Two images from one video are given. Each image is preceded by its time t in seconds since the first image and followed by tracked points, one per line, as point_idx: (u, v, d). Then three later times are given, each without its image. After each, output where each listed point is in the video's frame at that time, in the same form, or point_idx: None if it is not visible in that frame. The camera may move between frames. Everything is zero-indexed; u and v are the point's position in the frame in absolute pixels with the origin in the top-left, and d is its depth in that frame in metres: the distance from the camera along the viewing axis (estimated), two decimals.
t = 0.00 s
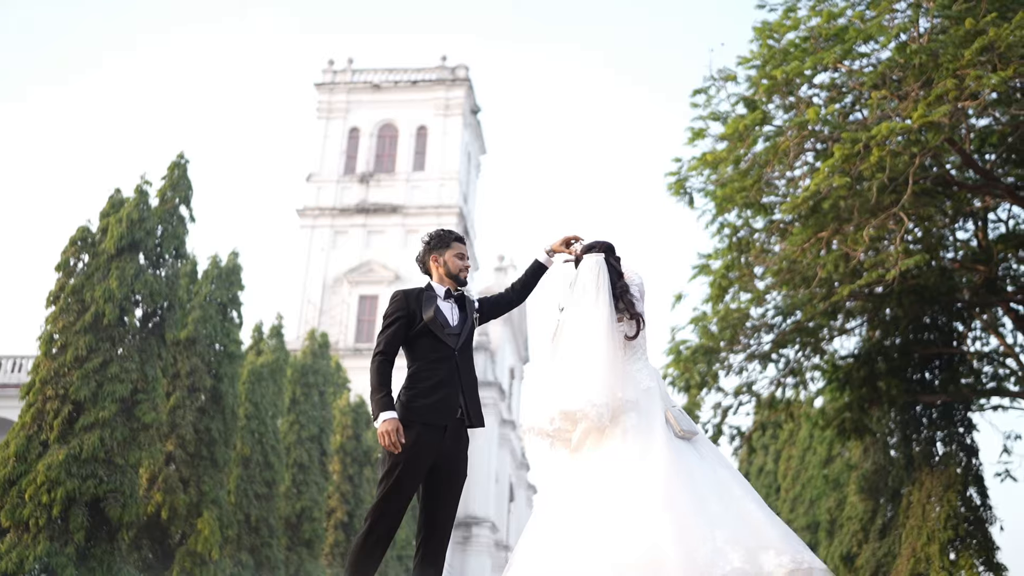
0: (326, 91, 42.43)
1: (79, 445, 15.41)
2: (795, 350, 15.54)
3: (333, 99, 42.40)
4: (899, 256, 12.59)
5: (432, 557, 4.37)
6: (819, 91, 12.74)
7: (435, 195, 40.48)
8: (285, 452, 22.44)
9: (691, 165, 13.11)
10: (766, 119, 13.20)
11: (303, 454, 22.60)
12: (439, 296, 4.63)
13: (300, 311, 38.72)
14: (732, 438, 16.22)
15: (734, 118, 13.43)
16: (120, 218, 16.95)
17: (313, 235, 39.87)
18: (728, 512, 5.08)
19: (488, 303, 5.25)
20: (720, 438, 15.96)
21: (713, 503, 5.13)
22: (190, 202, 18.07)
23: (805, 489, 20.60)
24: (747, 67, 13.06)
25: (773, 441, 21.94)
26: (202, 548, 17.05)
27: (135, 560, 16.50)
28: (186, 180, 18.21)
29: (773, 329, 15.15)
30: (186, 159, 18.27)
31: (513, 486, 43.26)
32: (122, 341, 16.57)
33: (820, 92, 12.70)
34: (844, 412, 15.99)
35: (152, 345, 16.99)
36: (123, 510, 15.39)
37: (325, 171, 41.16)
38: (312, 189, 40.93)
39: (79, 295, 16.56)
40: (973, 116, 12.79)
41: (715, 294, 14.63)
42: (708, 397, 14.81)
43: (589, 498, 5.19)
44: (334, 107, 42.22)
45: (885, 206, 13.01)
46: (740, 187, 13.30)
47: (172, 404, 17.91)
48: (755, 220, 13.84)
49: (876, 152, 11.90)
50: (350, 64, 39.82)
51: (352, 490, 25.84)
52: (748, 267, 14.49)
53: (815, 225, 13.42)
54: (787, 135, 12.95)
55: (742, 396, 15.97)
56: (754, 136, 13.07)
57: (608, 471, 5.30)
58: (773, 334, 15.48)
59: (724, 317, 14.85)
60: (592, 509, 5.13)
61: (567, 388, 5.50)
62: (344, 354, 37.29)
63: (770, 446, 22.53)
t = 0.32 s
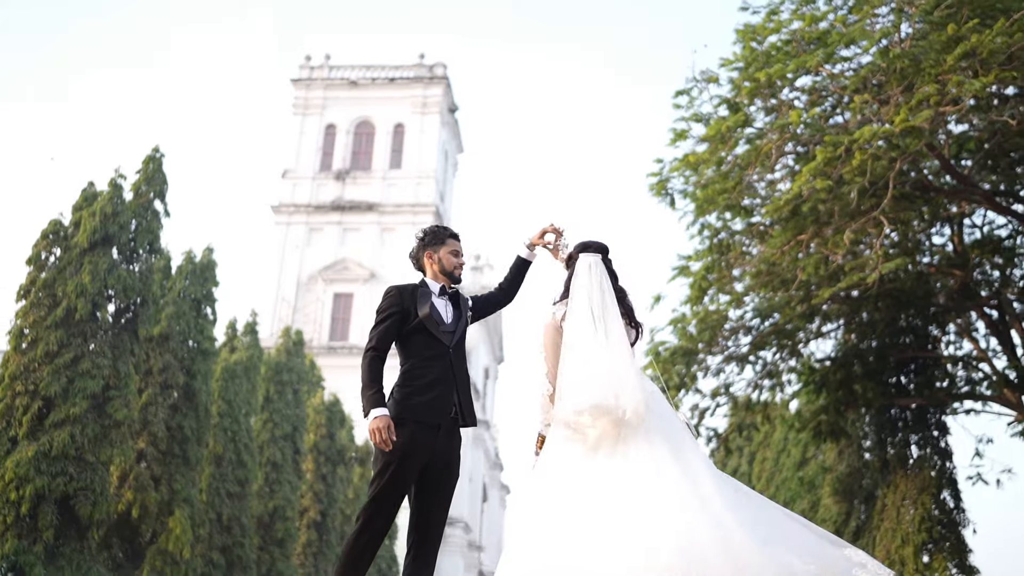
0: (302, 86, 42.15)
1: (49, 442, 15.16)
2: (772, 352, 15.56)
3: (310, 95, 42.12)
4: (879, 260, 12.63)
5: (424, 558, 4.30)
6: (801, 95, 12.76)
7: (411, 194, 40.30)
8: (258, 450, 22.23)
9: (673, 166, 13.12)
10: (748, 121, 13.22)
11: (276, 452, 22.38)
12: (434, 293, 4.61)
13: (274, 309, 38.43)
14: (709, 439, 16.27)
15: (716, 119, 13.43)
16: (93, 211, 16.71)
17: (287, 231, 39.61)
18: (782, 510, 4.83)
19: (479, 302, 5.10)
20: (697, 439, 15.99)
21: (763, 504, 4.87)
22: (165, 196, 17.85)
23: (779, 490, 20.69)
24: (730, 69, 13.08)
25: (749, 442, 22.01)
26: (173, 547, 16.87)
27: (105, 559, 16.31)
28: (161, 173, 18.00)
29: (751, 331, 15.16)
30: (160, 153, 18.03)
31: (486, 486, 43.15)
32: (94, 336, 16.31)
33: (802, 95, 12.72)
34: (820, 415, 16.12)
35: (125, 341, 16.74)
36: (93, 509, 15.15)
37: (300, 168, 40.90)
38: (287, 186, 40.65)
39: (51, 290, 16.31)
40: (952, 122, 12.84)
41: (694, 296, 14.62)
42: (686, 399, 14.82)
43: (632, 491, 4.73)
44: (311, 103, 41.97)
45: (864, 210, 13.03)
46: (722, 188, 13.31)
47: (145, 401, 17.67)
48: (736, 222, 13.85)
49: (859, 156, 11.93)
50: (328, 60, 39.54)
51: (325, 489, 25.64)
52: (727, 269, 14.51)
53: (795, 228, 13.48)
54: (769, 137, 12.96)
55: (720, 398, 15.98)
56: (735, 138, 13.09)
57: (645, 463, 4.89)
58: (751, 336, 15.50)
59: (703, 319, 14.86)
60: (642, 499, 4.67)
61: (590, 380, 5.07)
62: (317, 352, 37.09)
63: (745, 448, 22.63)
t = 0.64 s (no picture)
0: (287, 84, 41.92)
1: (29, 440, 14.96)
2: (759, 353, 15.52)
3: (294, 93, 41.90)
4: (869, 263, 12.65)
5: (425, 558, 4.23)
6: (792, 96, 12.76)
7: (396, 193, 40.18)
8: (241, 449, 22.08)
9: (663, 167, 13.10)
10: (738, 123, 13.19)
11: (259, 451, 22.23)
12: (438, 290, 4.56)
13: (256, 307, 38.20)
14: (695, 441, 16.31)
15: (707, 121, 13.40)
16: (76, 207, 16.52)
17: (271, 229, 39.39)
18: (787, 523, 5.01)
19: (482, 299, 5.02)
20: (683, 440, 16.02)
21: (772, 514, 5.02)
22: (148, 192, 17.65)
23: (763, 492, 20.77)
24: (720, 70, 13.06)
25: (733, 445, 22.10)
26: (155, 548, 16.71)
27: (84, 558, 16.12)
28: (144, 169, 17.81)
29: (739, 333, 15.17)
30: (144, 148, 17.85)
31: (468, 487, 43.13)
32: (76, 334, 16.12)
33: (793, 96, 12.71)
34: (807, 416, 16.06)
35: (108, 338, 16.59)
36: (74, 508, 14.97)
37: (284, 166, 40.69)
38: (271, 184, 40.42)
39: (31, 286, 16.12)
40: (941, 126, 12.87)
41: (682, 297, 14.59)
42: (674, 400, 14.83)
43: (663, 494, 4.78)
44: (295, 101, 41.75)
45: (852, 213, 13.01)
46: (711, 190, 13.30)
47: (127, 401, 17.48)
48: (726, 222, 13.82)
49: (851, 158, 11.93)
50: (313, 57, 39.34)
51: (308, 489, 25.50)
52: (714, 271, 14.50)
53: (785, 229, 13.46)
54: (758, 139, 12.91)
55: (707, 400, 15.96)
56: (726, 140, 13.10)
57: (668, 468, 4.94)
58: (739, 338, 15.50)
59: (691, 320, 14.84)
60: (672, 504, 4.73)
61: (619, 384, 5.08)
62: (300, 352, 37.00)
63: (729, 450, 22.73)
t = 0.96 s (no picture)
0: (272, 80, 41.66)
1: (10, 437, 14.75)
2: (748, 355, 15.47)
3: (280, 89, 41.63)
4: (858, 265, 12.67)
5: (428, 560, 4.20)
6: (783, 97, 12.73)
7: (381, 191, 40.05)
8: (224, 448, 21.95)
9: (654, 167, 13.08)
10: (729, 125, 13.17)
11: (243, 450, 22.10)
12: (442, 287, 4.50)
13: (240, 303, 37.98)
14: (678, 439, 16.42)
15: (699, 121, 13.37)
16: (60, 201, 16.33)
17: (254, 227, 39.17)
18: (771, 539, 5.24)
19: (489, 293, 5.06)
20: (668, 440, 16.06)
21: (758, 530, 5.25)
22: (133, 188, 17.46)
23: (748, 493, 20.87)
24: (712, 70, 13.02)
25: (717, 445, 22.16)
26: (138, 548, 16.55)
27: (65, 558, 15.92)
28: (130, 164, 17.61)
29: (728, 335, 15.18)
30: (129, 143, 17.66)
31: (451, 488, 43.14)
32: (58, 330, 15.93)
33: (784, 96, 12.67)
34: (794, 418, 16.04)
35: (90, 335, 16.45)
36: (55, 506, 14.80)
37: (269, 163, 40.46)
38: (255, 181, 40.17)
39: (13, 281, 15.94)
40: (931, 129, 12.93)
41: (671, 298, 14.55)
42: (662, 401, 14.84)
43: (684, 499, 4.87)
44: (281, 97, 41.50)
45: (843, 214, 13.02)
46: (702, 191, 13.27)
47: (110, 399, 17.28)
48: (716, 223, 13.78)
49: (844, 159, 11.91)
50: (299, 54, 39.11)
51: (291, 488, 25.38)
52: (704, 273, 14.52)
53: (775, 230, 13.53)
54: (750, 140, 12.92)
55: (694, 401, 15.93)
56: (718, 141, 13.10)
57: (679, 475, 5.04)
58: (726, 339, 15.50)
59: (680, 322, 14.84)
60: (692, 509, 4.82)
61: (644, 395, 5.14)
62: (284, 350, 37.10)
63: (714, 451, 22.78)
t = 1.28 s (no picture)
0: (251, 75, 41.30)
1: None
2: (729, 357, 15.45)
3: (258, 85, 41.29)
4: (841, 270, 12.71)
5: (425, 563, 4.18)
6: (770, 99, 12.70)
7: (360, 189, 39.86)
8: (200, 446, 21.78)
9: (639, 168, 13.06)
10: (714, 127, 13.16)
11: (218, 449, 21.92)
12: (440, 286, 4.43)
13: (215, 301, 37.71)
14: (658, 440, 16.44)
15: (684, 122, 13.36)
16: (34, 195, 16.18)
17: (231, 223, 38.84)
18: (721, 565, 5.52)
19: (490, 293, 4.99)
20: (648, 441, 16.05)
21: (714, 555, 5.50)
22: (110, 181, 17.23)
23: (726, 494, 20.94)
24: (698, 72, 13.00)
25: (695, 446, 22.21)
26: (111, 547, 16.34)
27: (36, 557, 15.68)
28: (107, 158, 17.36)
29: (710, 338, 15.17)
30: (106, 136, 17.44)
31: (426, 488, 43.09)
32: (32, 325, 15.68)
33: (771, 99, 12.66)
34: (773, 422, 16.06)
35: (64, 330, 16.22)
36: (27, 505, 14.59)
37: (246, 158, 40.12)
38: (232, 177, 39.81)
39: None
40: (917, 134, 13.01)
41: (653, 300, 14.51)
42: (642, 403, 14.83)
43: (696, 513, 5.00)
44: (259, 93, 41.16)
45: (827, 219, 13.09)
46: (687, 193, 13.24)
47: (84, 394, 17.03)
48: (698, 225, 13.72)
49: (828, 163, 11.95)
50: (278, 50, 38.84)
51: (266, 487, 25.19)
52: (687, 276, 14.50)
53: (758, 233, 13.57)
54: (736, 142, 12.92)
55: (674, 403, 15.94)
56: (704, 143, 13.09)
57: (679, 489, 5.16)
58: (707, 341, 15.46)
59: (662, 324, 14.83)
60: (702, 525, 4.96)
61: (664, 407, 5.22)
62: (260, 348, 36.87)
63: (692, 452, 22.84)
